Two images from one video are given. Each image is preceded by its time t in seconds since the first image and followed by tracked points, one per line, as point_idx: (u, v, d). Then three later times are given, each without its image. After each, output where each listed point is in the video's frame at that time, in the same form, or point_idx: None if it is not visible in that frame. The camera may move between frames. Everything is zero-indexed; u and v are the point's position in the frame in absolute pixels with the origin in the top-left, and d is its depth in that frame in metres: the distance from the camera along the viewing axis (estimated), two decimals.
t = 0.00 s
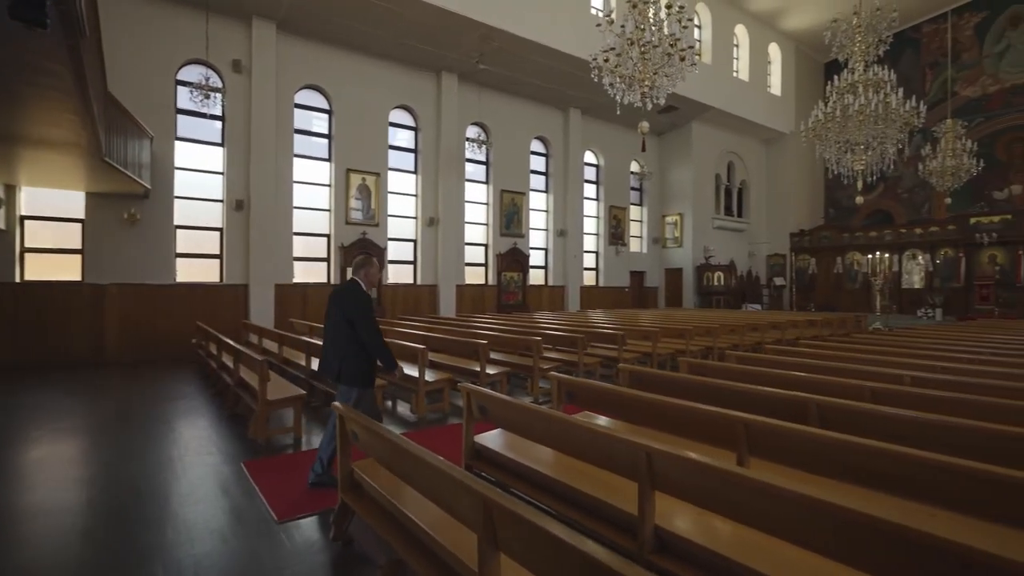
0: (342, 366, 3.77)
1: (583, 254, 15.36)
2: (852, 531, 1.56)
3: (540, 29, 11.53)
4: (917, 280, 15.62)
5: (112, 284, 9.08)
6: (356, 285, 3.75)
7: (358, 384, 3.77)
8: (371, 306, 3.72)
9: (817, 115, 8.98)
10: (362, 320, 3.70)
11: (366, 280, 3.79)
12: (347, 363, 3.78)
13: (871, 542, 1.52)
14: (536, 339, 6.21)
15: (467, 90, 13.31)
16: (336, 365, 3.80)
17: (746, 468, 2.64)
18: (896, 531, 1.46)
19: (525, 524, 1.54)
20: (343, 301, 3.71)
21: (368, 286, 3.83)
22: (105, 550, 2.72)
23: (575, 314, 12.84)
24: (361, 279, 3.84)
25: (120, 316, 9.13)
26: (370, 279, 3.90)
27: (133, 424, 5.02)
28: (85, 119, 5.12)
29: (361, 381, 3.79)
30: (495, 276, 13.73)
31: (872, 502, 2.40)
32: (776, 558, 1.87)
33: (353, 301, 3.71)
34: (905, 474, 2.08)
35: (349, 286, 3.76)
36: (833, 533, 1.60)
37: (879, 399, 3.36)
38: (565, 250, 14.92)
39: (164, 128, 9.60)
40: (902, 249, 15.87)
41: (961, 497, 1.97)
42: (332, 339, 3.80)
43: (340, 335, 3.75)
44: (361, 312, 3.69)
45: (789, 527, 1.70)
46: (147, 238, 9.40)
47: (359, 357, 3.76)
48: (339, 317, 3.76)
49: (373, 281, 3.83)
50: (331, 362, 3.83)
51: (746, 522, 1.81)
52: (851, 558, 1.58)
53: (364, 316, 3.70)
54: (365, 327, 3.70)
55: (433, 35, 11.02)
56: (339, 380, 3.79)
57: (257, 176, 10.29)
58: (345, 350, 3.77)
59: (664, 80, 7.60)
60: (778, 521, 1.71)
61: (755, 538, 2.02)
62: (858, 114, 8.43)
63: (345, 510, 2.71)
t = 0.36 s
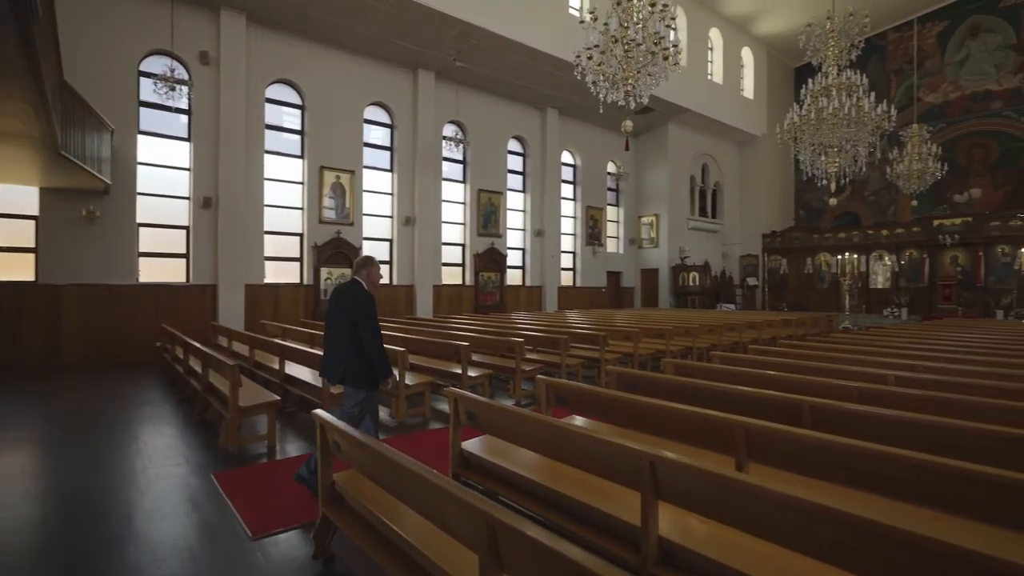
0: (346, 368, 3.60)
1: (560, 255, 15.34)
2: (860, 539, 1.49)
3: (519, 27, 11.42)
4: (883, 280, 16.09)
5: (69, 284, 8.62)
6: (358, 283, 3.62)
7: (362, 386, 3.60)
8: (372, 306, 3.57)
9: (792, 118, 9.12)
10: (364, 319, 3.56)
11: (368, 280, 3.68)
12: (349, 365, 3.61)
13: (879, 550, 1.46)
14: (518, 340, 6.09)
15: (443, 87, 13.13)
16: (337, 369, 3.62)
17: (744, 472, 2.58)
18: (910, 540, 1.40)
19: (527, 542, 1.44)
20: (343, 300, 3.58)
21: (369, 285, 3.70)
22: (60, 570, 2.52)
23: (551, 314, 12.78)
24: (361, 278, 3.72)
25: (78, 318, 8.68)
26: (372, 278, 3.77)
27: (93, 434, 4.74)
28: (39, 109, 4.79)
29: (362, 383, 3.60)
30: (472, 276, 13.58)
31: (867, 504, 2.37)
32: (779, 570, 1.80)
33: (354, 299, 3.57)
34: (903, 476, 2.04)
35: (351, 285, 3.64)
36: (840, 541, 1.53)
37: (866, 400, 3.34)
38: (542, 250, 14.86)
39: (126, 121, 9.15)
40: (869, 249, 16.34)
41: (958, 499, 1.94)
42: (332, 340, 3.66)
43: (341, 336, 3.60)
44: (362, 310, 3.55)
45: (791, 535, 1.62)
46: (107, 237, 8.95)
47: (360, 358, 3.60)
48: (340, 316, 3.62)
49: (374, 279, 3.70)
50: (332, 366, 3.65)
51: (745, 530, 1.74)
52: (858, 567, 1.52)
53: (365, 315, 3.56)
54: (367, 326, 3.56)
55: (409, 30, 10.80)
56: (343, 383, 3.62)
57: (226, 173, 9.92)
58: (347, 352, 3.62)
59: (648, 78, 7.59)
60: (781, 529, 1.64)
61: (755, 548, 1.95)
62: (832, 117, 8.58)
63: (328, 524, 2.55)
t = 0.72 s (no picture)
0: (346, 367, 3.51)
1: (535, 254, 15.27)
2: (882, 549, 1.41)
3: (495, 23, 11.26)
4: (847, 279, 16.59)
5: (16, 282, 8.09)
6: (357, 279, 3.52)
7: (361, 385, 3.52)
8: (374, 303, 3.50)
9: (765, 119, 9.25)
10: (364, 316, 3.47)
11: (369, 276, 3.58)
12: (349, 364, 3.53)
13: (902, 560, 1.39)
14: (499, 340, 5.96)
15: (417, 82, 12.89)
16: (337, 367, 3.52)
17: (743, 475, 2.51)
18: (937, 550, 1.32)
19: (542, 565, 1.32)
20: (340, 298, 3.50)
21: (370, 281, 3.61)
22: None
23: (526, 314, 12.69)
24: (362, 274, 3.62)
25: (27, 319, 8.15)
26: (373, 273, 3.65)
27: (42, 443, 4.40)
28: None
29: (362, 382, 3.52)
30: (446, 275, 13.38)
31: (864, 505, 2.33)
32: None
33: (352, 295, 3.49)
34: (907, 478, 1.99)
35: (350, 281, 3.54)
36: (864, 552, 1.46)
37: (855, 398, 3.36)
38: (516, 249, 14.76)
39: (79, 110, 8.61)
40: (835, 250, 16.83)
41: (957, 499, 1.90)
42: (332, 337, 3.54)
43: (340, 334, 3.50)
44: (360, 306, 3.46)
45: (811, 546, 1.54)
46: (58, 232, 8.42)
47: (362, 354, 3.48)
48: (338, 315, 3.52)
49: (375, 275, 3.61)
50: (331, 363, 3.55)
51: (758, 539, 1.65)
52: None
53: (366, 313, 3.48)
54: (367, 322, 3.48)
55: (382, 23, 10.52)
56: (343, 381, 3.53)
57: (188, 166, 9.48)
58: (347, 350, 3.52)
59: (628, 76, 7.56)
60: (799, 539, 1.56)
61: (761, 555, 1.87)
62: (804, 118, 8.73)
63: (307, 540, 2.36)
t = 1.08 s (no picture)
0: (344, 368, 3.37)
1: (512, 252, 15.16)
2: (896, 558, 1.36)
3: (474, 17, 11.09)
4: (817, 278, 17.00)
5: None
6: (360, 278, 3.41)
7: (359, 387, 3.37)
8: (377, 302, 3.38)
9: (743, 119, 9.35)
10: (367, 316, 3.35)
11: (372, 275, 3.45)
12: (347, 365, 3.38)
13: (918, 568, 1.33)
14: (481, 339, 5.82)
15: (393, 76, 12.61)
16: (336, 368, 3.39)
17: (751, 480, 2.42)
18: (948, 554, 1.28)
19: None
20: (341, 296, 3.36)
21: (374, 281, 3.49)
22: None
23: (503, 312, 12.58)
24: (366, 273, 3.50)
25: None
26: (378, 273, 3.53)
27: None
28: None
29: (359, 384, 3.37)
30: (423, 274, 13.15)
31: (868, 506, 2.28)
32: None
33: (355, 294, 3.36)
34: (908, 478, 1.93)
35: (353, 280, 3.42)
36: (878, 561, 1.39)
37: (850, 398, 3.35)
38: (493, 247, 14.63)
39: (33, 97, 8.10)
40: (805, 249, 17.22)
41: (956, 499, 1.85)
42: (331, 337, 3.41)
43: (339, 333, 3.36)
44: (364, 303, 3.34)
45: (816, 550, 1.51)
46: (10, 226, 7.89)
47: (366, 353, 3.33)
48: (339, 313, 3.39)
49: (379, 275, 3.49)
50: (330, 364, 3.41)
51: (763, 547, 1.61)
52: None
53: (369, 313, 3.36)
54: (369, 321, 3.35)
55: (358, 14, 10.24)
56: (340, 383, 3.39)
57: (152, 159, 9.05)
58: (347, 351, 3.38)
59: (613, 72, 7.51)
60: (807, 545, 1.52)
61: (766, 561, 1.84)
62: (781, 119, 8.85)
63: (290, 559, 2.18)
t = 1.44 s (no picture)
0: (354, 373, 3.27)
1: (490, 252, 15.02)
2: (902, 567, 1.31)
3: (452, 13, 10.91)
4: (788, 279, 17.35)
5: None
6: (371, 281, 3.32)
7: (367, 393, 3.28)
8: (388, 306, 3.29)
9: (722, 121, 9.42)
10: (377, 321, 3.25)
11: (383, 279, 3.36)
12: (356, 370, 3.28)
13: None
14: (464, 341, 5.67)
15: (368, 72, 12.34)
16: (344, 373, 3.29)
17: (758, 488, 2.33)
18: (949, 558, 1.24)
19: None
20: (351, 300, 3.28)
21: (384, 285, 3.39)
22: None
23: (481, 313, 12.44)
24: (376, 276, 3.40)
25: None
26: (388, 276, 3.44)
27: None
28: None
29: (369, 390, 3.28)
30: (400, 274, 12.91)
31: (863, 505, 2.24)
32: None
33: (365, 298, 3.27)
34: (893, 478, 1.90)
35: (364, 283, 3.33)
36: (885, 569, 1.34)
37: (839, 400, 3.34)
38: (471, 247, 14.47)
39: None
40: (778, 250, 17.53)
41: (945, 499, 1.81)
42: (342, 341, 3.32)
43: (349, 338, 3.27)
44: (375, 307, 3.24)
45: (821, 557, 1.46)
46: None
47: (376, 358, 3.24)
48: (349, 317, 3.30)
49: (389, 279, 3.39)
50: (340, 369, 3.31)
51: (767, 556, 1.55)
52: None
53: (378, 317, 3.25)
54: (379, 326, 3.25)
55: (333, 7, 9.96)
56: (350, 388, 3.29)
57: (115, 153, 8.60)
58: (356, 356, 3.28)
59: (600, 70, 7.46)
60: (813, 553, 1.47)
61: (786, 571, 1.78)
62: (759, 121, 8.96)
63: None
